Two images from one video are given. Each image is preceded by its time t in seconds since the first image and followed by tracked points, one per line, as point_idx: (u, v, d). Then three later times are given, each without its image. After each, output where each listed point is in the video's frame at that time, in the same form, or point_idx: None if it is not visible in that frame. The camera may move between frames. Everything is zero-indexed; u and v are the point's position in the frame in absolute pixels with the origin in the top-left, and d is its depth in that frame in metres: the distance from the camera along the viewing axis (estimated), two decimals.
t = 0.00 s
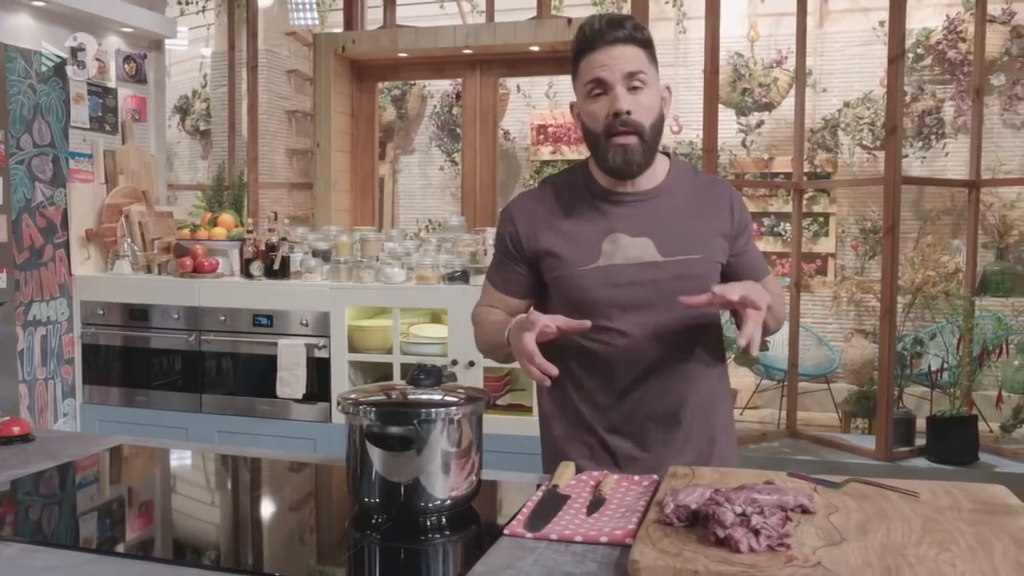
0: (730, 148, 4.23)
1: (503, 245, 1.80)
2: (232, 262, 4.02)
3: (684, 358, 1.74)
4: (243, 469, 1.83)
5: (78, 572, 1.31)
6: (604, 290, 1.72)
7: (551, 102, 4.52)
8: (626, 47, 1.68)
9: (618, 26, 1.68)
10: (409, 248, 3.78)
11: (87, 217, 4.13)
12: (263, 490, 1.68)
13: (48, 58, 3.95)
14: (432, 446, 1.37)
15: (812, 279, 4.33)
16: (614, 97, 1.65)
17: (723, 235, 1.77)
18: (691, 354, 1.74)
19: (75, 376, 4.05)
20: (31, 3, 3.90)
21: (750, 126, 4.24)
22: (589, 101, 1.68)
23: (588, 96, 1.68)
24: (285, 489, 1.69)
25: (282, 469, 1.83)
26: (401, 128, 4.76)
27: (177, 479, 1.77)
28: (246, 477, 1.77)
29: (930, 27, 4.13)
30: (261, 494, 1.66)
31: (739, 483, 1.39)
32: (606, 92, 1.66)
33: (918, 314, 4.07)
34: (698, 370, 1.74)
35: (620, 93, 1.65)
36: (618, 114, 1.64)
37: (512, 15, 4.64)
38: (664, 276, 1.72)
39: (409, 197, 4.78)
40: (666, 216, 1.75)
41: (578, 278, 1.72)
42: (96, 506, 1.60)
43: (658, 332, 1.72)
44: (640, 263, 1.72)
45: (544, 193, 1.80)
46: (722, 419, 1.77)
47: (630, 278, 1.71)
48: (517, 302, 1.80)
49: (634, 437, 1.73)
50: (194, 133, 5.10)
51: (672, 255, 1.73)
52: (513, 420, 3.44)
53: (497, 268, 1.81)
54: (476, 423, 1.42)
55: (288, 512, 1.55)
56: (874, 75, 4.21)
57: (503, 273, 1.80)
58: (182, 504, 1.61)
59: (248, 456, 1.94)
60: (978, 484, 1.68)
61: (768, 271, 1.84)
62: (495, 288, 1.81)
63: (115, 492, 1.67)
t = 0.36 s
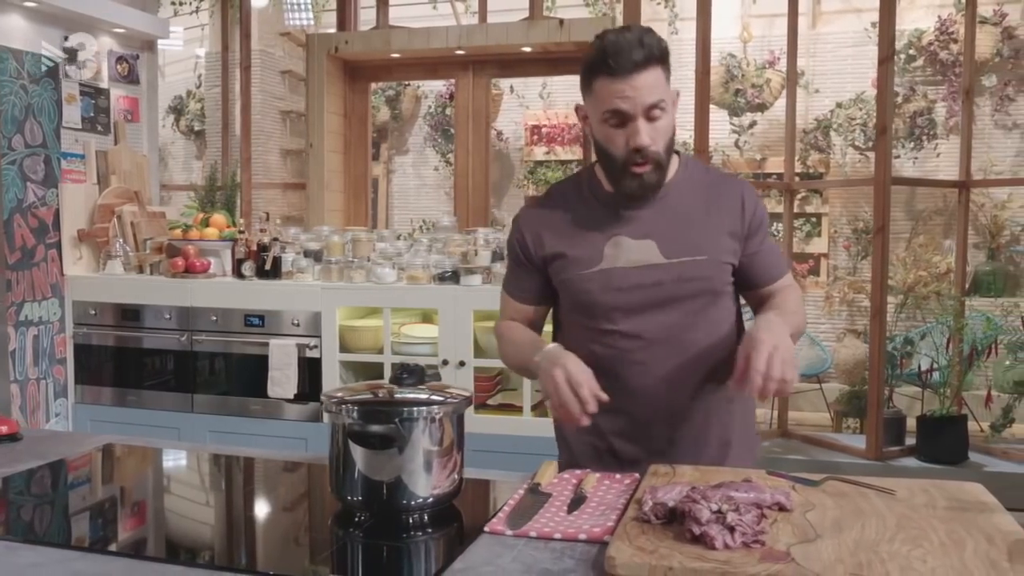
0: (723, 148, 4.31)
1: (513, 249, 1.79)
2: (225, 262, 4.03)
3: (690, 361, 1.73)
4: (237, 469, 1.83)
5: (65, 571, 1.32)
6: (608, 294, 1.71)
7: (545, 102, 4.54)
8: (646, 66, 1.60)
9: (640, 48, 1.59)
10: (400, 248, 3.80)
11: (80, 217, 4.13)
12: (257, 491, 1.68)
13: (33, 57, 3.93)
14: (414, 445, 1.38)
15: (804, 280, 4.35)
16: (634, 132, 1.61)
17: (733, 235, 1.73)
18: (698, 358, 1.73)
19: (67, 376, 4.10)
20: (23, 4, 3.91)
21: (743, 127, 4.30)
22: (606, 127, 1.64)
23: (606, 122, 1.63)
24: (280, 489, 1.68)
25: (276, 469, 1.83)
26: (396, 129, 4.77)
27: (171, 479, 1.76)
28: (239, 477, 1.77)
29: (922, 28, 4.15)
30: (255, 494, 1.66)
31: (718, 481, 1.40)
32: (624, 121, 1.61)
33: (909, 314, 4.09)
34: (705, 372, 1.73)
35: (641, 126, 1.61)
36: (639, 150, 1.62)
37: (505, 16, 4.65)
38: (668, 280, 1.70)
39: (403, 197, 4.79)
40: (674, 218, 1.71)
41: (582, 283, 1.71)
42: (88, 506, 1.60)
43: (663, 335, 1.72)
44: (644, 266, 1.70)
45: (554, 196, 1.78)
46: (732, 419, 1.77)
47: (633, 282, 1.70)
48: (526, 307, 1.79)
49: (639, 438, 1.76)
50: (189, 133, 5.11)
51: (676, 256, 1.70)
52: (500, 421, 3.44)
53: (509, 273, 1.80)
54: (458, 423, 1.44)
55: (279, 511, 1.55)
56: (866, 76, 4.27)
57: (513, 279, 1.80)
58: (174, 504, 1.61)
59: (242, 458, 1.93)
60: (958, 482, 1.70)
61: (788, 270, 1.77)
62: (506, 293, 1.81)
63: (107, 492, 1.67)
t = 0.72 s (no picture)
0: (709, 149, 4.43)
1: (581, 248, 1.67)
2: (209, 262, 4.04)
3: (752, 379, 1.69)
4: (221, 469, 1.82)
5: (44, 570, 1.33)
6: (677, 306, 1.64)
7: (531, 103, 4.56)
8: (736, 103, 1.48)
9: (724, 85, 1.47)
10: (385, 249, 3.82)
11: (64, 217, 4.13)
12: (244, 491, 1.66)
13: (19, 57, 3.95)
14: (391, 443, 1.40)
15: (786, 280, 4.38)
16: (708, 170, 1.53)
17: (807, 254, 1.67)
18: (758, 376, 1.69)
19: (51, 376, 4.06)
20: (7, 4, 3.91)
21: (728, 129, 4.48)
22: (684, 159, 1.55)
23: (683, 156, 1.54)
24: (266, 490, 1.67)
25: (262, 469, 1.82)
26: (382, 129, 4.78)
27: (157, 480, 1.76)
28: (224, 477, 1.77)
29: (904, 31, 4.18)
30: (241, 495, 1.65)
31: (692, 478, 1.42)
32: (701, 157, 1.53)
33: (892, 314, 4.18)
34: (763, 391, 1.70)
35: (719, 164, 1.53)
36: (716, 186, 1.56)
37: (491, 16, 4.66)
38: (739, 297, 1.64)
39: (391, 197, 4.80)
40: (751, 234, 1.64)
41: (652, 295, 1.64)
42: (71, 506, 1.60)
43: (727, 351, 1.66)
44: (718, 282, 1.63)
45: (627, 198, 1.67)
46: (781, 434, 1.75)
47: (704, 297, 1.63)
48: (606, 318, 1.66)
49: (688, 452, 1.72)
50: (175, 133, 5.09)
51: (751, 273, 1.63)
52: (484, 419, 3.46)
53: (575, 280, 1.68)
54: (435, 421, 1.46)
55: (263, 508, 1.55)
56: (849, 77, 4.28)
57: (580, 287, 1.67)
58: (158, 504, 1.60)
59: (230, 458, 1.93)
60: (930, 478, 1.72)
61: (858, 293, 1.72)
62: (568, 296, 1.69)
63: (91, 492, 1.68)
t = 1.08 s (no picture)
0: (694, 150, 4.52)
1: (640, 233, 1.85)
2: (193, 262, 4.03)
3: (792, 379, 1.72)
4: (207, 470, 1.83)
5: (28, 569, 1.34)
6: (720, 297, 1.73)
7: (517, 103, 4.58)
8: (773, 99, 1.54)
9: (758, 81, 1.53)
10: (369, 249, 3.83)
11: (47, 218, 4.07)
12: (228, 493, 1.66)
13: None
14: (370, 441, 1.41)
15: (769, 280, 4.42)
16: (740, 162, 1.60)
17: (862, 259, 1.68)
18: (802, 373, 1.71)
19: (34, 376, 3.98)
20: None
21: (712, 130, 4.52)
22: (723, 147, 1.62)
23: (720, 142, 1.61)
24: (252, 490, 1.66)
25: (248, 470, 1.83)
26: (368, 129, 4.79)
27: (142, 482, 1.75)
28: (210, 478, 1.77)
29: (886, 33, 4.26)
30: (227, 495, 1.64)
31: (667, 475, 1.44)
32: (736, 150, 1.60)
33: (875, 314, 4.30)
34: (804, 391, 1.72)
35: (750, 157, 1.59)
36: (746, 180, 1.61)
37: (476, 17, 4.67)
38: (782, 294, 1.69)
39: (376, 198, 4.81)
40: (802, 233, 1.69)
41: (694, 281, 1.75)
42: (56, 507, 1.61)
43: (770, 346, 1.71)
44: (759, 277, 1.70)
45: (686, 193, 1.79)
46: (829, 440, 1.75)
47: (746, 291, 1.71)
48: (635, 298, 1.89)
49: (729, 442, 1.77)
50: (160, 132, 5.08)
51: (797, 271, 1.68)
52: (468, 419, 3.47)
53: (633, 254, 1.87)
54: (414, 418, 1.47)
55: (247, 506, 1.56)
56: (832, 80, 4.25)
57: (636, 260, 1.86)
58: (142, 505, 1.61)
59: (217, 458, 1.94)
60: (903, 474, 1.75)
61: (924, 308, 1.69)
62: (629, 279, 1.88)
63: (75, 493, 1.69)
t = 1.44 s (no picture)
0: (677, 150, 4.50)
1: (610, 248, 1.91)
2: (179, 262, 4.03)
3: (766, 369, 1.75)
4: (193, 472, 1.84)
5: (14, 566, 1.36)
6: (683, 300, 1.78)
7: (504, 104, 4.60)
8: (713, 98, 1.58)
9: (694, 82, 1.57)
10: (356, 249, 3.85)
11: (33, 217, 4.11)
12: (215, 494, 1.66)
13: None
14: (355, 439, 1.43)
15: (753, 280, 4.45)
16: (688, 164, 1.64)
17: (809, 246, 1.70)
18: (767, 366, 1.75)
19: (19, 376, 4.02)
20: None
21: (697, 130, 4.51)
22: (672, 150, 1.66)
23: (668, 148, 1.65)
24: (239, 492, 1.67)
25: (235, 471, 1.83)
26: (355, 129, 4.80)
27: (128, 484, 1.76)
28: (196, 479, 1.77)
29: (871, 35, 4.30)
30: (213, 496, 1.65)
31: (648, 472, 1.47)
32: (683, 152, 1.64)
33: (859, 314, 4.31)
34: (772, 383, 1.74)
35: (698, 157, 1.63)
36: (697, 181, 1.65)
37: (462, 17, 4.68)
38: (740, 292, 1.74)
39: (363, 198, 4.83)
40: (754, 230, 1.73)
41: (658, 288, 1.80)
42: (41, 507, 1.62)
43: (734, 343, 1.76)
44: (718, 275, 1.75)
45: (644, 205, 1.86)
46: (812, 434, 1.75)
47: (707, 291, 1.76)
48: (607, 314, 1.93)
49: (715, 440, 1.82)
50: (146, 132, 5.06)
51: (751, 267, 1.73)
52: (454, 417, 3.49)
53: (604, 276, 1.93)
54: (398, 417, 1.49)
55: (233, 506, 1.57)
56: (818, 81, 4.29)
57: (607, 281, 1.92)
58: (128, 505, 1.61)
59: (203, 459, 1.95)
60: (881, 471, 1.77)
61: (871, 288, 1.64)
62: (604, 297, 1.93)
63: (61, 493, 1.69)
